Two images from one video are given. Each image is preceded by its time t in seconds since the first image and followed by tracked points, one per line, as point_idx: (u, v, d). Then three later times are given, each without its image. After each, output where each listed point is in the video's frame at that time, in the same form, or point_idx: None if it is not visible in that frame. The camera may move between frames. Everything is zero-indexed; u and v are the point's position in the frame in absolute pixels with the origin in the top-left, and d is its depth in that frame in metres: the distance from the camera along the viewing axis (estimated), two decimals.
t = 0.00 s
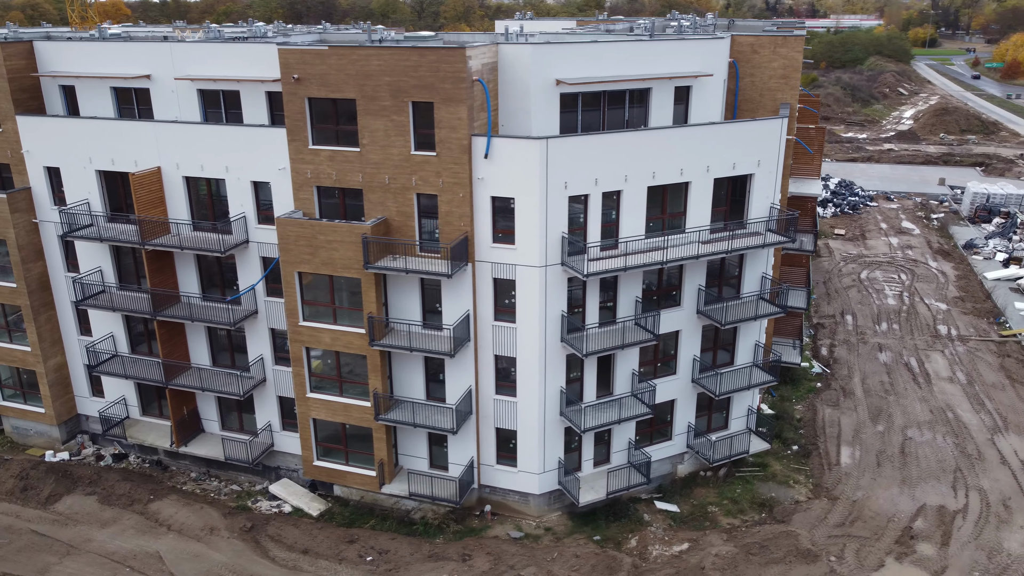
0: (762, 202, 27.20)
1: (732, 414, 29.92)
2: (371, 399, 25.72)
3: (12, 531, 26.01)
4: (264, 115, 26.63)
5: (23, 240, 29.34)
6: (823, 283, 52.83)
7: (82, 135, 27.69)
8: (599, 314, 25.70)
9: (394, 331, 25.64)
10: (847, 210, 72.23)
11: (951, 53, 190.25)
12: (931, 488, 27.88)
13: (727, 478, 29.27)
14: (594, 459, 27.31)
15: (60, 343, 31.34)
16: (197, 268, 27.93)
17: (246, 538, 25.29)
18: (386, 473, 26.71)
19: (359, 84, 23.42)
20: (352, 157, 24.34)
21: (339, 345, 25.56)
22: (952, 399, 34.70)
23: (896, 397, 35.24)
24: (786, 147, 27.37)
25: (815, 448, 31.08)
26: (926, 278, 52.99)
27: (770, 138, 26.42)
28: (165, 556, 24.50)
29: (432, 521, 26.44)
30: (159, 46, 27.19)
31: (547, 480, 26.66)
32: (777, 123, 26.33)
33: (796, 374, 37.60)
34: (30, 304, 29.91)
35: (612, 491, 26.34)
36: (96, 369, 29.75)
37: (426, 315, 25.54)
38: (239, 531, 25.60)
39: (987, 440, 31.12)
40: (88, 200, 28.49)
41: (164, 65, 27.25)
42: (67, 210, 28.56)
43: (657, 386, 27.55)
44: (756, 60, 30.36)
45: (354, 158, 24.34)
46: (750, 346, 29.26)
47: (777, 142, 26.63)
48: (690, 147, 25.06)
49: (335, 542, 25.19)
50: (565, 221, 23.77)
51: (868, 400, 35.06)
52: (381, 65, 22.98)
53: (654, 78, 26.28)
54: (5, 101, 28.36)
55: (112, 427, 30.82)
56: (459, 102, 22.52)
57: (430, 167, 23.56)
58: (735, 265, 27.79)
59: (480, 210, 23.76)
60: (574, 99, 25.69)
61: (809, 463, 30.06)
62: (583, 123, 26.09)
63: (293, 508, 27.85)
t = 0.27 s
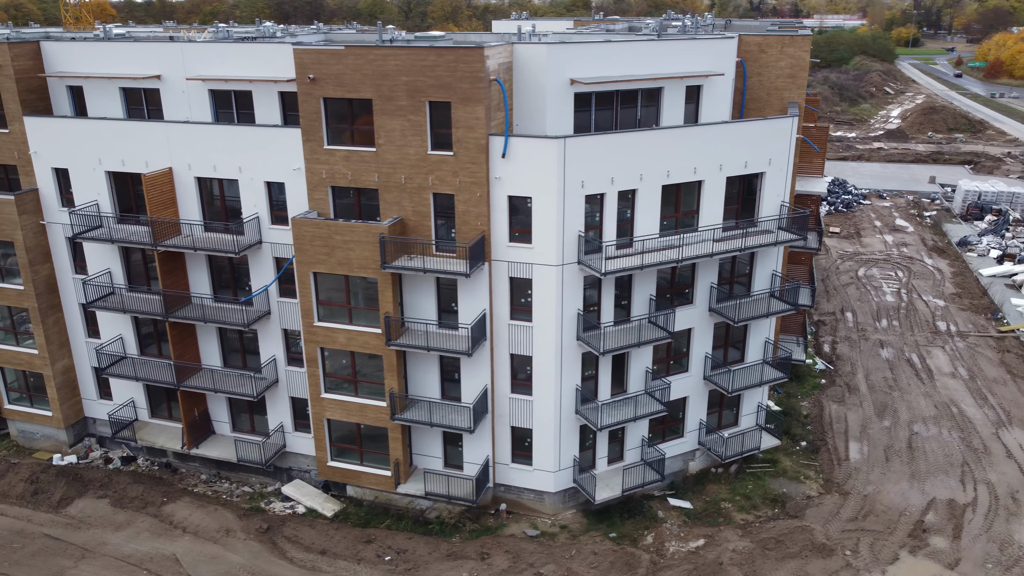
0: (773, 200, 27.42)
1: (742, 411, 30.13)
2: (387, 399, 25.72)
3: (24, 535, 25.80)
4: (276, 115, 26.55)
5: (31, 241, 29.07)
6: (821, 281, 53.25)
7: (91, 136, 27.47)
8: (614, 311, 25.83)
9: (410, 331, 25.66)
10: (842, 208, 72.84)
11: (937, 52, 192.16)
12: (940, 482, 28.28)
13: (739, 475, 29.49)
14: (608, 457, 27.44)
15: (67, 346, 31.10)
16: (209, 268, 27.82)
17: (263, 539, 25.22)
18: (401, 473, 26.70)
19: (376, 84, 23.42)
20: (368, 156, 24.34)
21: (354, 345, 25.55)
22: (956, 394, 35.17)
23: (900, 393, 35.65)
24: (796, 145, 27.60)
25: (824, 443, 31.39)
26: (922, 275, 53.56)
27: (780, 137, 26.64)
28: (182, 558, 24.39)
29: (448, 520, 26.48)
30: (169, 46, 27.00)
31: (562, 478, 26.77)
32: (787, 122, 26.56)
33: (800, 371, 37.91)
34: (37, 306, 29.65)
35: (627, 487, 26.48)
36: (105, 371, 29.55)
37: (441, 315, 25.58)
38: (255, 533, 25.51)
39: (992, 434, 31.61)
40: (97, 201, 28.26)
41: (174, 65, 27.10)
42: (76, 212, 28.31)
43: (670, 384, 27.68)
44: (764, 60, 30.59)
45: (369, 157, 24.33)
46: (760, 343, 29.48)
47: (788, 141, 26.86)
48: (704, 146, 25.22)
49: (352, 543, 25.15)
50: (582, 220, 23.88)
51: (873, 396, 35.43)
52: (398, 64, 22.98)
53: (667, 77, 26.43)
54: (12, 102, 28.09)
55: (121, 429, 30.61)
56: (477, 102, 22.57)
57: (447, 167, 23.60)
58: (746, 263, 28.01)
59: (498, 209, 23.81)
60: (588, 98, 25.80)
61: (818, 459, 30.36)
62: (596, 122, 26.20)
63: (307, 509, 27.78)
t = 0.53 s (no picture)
0: (783, 199, 27.68)
1: (752, 408, 30.37)
2: (402, 399, 25.75)
3: (37, 539, 25.61)
4: (289, 115, 26.51)
5: (39, 243, 28.85)
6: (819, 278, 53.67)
7: (101, 137, 27.30)
8: (628, 310, 25.97)
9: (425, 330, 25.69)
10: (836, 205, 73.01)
11: (923, 52, 194.01)
12: (948, 476, 28.70)
13: (749, 471, 29.73)
14: (621, 454, 27.59)
15: (75, 348, 30.88)
16: (220, 269, 27.74)
17: (280, 541, 25.18)
18: (416, 473, 26.73)
19: (392, 84, 23.45)
20: (384, 156, 24.36)
21: (370, 345, 25.55)
22: (959, 390, 35.66)
23: (904, 388, 36.08)
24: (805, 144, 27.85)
25: (831, 439, 31.72)
26: (919, 272, 54.12)
27: (791, 136, 26.88)
28: (200, 561, 24.30)
29: (463, 520, 26.54)
30: (179, 46, 26.89)
31: (577, 476, 26.89)
32: (797, 121, 26.80)
33: (804, 367, 38.24)
34: (45, 309, 29.44)
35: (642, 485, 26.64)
36: (115, 373, 29.37)
37: (456, 314, 25.64)
38: (271, 534, 25.46)
39: (997, 428, 32.10)
40: (106, 203, 28.08)
41: (185, 65, 26.98)
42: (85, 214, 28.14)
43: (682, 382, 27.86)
44: (770, 59, 30.85)
45: (385, 157, 24.35)
46: (770, 341, 29.71)
47: (798, 140, 27.11)
48: (717, 145, 25.41)
49: (369, 543, 25.15)
50: (598, 219, 24.01)
51: (877, 392, 35.82)
52: (415, 64, 23.02)
53: (678, 77, 26.60)
54: (20, 103, 27.87)
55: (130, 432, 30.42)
56: (494, 102, 22.65)
57: (464, 167, 23.66)
58: (756, 261, 28.22)
59: (514, 209, 23.89)
60: (601, 98, 25.92)
61: (827, 454, 30.67)
62: (609, 122, 26.34)
63: (321, 510, 27.75)
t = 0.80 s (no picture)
0: (793, 198, 27.93)
1: (762, 405, 30.58)
2: (418, 398, 25.77)
3: (51, 543, 25.47)
4: (302, 115, 26.47)
5: (48, 245, 28.66)
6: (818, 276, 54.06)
7: (111, 138, 27.16)
8: (642, 308, 26.10)
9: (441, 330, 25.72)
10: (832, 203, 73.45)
11: (907, 51, 195.97)
12: (957, 470, 29.08)
13: (760, 468, 29.95)
14: (635, 452, 27.74)
15: (83, 351, 30.70)
16: (232, 270, 27.65)
17: (297, 541, 25.14)
18: (432, 472, 26.76)
19: (408, 84, 23.48)
20: (400, 156, 24.38)
21: (385, 345, 25.56)
22: (962, 385, 36.11)
23: (908, 384, 36.47)
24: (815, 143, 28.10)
25: (840, 436, 32.02)
26: (916, 270, 54.62)
27: (801, 135, 27.13)
28: (217, 562, 24.24)
29: (479, 518, 26.61)
30: (190, 46, 26.78)
31: (592, 474, 27.01)
32: (808, 120, 27.05)
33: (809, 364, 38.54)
34: (54, 311, 29.25)
35: (657, 482, 26.80)
36: (125, 375, 29.19)
37: (472, 314, 25.69)
38: (288, 535, 25.43)
39: (1002, 423, 32.54)
40: (117, 204, 27.93)
41: (197, 66, 26.89)
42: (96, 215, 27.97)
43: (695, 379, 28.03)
44: (778, 59, 31.07)
45: (401, 157, 24.38)
46: (780, 338, 29.92)
47: (808, 139, 27.38)
48: (730, 144, 25.61)
49: (386, 542, 25.15)
50: (614, 218, 24.14)
51: (882, 388, 36.18)
52: (431, 64, 23.06)
53: (690, 76, 26.77)
54: (28, 104, 27.68)
55: (141, 434, 30.27)
56: (511, 101, 22.73)
57: (480, 166, 23.72)
58: (767, 259, 28.42)
59: (531, 208, 23.97)
60: (614, 97, 26.05)
61: (836, 450, 30.97)
62: (622, 121, 26.46)
63: (335, 511, 27.72)
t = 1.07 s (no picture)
0: (808, 196, 28.11)
1: (775, 402, 30.75)
2: (437, 398, 25.82)
3: (70, 545, 25.39)
4: (319, 115, 26.46)
5: (62, 247, 28.55)
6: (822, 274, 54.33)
7: (127, 139, 27.08)
8: (660, 306, 26.21)
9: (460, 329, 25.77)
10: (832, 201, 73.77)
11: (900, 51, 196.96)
12: (969, 466, 29.36)
13: (774, 465, 30.13)
14: (652, 450, 27.86)
15: (97, 352, 30.60)
16: (249, 270, 27.62)
17: (317, 541, 25.15)
18: (450, 471, 26.82)
19: (429, 84, 23.51)
20: (419, 156, 24.41)
21: (404, 345, 25.59)
22: (970, 382, 36.45)
23: (917, 381, 36.75)
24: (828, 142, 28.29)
25: (852, 433, 32.24)
26: (919, 268, 54.95)
27: (815, 134, 27.32)
28: (238, 563, 24.22)
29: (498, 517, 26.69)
30: (206, 46, 26.73)
31: (609, 472, 27.11)
32: (822, 119, 27.24)
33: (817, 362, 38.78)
34: (68, 312, 29.15)
35: (675, 480, 26.93)
36: (140, 377, 29.10)
37: (490, 313, 25.75)
38: (308, 535, 25.43)
39: (1011, 419, 32.86)
40: (132, 205, 27.85)
41: (213, 66, 26.84)
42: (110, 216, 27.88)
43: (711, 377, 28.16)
44: (789, 58, 31.21)
45: (421, 157, 24.41)
46: (794, 336, 30.07)
47: (822, 138, 27.57)
48: (746, 143, 25.75)
49: (407, 542, 25.18)
50: (633, 217, 24.23)
51: (891, 385, 36.44)
52: (452, 64, 23.10)
53: (706, 76, 26.89)
54: (42, 105, 27.56)
55: (155, 436, 30.20)
56: (532, 101, 22.79)
57: (501, 166, 23.79)
58: (782, 257, 28.58)
59: (550, 208, 24.03)
60: (631, 97, 26.14)
61: (848, 447, 31.19)
62: (639, 120, 26.55)
63: (353, 511, 27.73)
